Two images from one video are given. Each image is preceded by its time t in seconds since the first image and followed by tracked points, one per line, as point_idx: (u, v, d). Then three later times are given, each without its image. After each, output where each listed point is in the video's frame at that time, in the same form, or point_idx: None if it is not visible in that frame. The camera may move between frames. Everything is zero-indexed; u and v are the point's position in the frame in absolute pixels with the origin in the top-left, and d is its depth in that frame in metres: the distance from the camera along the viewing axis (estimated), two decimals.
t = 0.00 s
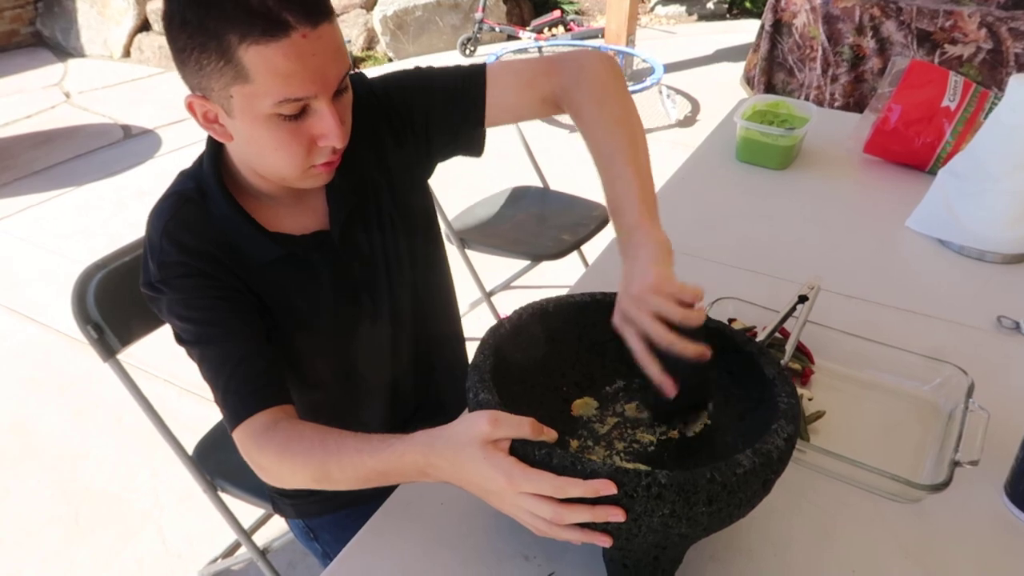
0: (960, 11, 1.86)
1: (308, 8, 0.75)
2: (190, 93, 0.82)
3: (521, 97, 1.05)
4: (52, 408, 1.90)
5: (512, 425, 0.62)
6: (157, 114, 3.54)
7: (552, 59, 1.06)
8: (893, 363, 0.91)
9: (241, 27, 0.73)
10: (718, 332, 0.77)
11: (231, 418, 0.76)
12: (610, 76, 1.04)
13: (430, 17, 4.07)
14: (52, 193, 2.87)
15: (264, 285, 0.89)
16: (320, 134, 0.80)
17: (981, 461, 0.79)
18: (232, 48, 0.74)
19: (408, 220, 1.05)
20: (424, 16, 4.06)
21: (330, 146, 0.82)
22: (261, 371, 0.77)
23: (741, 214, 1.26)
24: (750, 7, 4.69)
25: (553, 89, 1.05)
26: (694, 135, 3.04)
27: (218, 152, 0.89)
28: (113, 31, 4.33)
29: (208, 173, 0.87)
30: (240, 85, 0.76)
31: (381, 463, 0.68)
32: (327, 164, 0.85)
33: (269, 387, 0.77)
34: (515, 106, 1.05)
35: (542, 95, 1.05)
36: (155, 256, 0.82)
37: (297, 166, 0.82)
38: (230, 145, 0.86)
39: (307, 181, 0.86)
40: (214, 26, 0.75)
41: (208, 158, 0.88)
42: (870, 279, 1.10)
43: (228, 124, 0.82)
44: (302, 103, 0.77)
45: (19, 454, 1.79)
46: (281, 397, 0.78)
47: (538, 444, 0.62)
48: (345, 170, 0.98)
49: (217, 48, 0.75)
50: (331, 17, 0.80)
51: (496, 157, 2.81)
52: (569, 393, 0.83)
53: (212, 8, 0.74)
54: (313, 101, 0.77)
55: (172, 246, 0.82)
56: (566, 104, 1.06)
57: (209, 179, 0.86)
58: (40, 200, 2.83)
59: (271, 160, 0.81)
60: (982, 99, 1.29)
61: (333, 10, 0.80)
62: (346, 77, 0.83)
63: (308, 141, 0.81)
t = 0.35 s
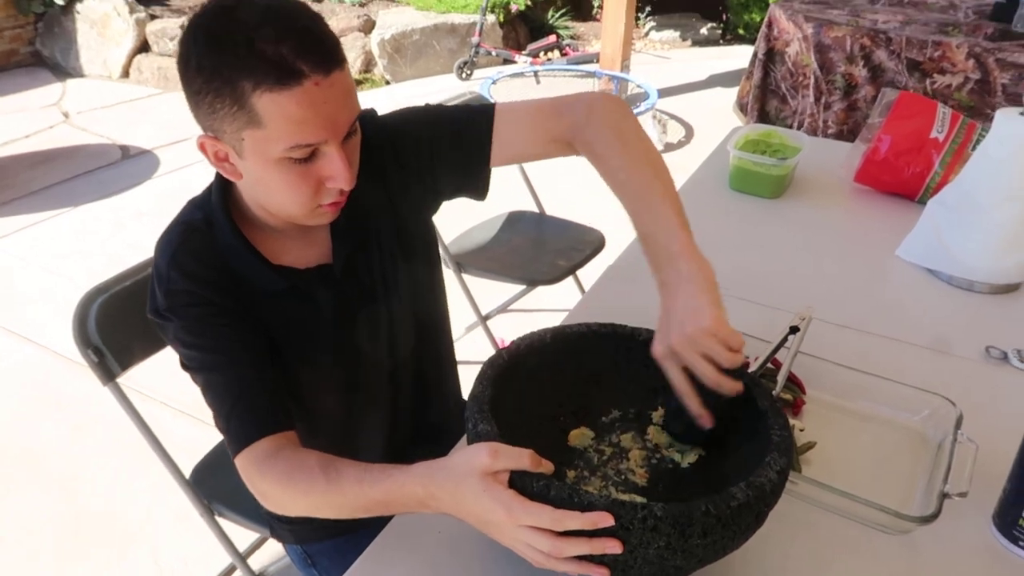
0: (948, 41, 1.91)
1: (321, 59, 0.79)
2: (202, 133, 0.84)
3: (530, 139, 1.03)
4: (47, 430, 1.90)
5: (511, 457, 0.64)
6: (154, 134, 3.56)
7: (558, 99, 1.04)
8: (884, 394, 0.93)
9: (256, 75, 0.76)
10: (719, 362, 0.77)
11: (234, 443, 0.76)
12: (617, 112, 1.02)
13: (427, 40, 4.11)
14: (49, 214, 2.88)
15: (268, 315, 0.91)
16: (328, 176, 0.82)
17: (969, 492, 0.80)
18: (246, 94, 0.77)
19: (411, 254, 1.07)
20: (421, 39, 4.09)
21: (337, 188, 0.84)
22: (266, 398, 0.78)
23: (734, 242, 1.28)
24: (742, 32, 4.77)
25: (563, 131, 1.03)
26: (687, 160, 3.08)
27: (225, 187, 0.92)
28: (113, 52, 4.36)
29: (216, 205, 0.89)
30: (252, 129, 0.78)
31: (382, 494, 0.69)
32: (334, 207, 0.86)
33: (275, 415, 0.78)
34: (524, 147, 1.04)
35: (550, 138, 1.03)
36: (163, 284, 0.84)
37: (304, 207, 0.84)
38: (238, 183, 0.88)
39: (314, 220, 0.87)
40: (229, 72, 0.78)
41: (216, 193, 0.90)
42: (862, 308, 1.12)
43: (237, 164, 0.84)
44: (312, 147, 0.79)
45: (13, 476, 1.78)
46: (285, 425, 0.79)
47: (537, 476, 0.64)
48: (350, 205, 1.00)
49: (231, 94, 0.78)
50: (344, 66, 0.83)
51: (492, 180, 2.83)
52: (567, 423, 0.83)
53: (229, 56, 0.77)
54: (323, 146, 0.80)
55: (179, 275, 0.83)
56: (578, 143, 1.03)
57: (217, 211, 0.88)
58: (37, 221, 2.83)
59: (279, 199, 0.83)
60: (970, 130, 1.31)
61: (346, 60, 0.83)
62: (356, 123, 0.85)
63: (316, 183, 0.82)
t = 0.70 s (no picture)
0: (936, 64, 1.94)
1: (319, 63, 0.79)
2: (196, 132, 0.85)
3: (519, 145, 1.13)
4: (33, 441, 1.88)
5: (503, 469, 0.63)
6: (147, 146, 3.56)
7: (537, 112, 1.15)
8: (876, 410, 0.93)
9: (252, 75, 0.77)
10: (716, 380, 0.79)
11: (223, 469, 0.75)
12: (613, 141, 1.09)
13: (421, 56, 4.14)
14: (40, 224, 2.87)
15: (259, 330, 0.90)
16: (320, 182, 0.82)
17: (960, 508, 0.80)
18: (240, 94, 0.77)
19: (404, 263, 1.07)
20: (415, 55, 4.12)
21: (328, 194, 0.84)
22: (256, 417, 0.78)
23: (726, 258, 1.29)
24: (734, 53, 4.83)
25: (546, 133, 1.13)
26: (679, 177, 3.10)
27: (219, 194, 0.92)
28: (107, 64, 4.37)
29: (207, 216, 0.88)
30: (245, 129, 0.79)
31: (373, 507, 0.69)
32: (325, 214, 0.86)
33: (266, 437, 0.77)
34: (506, 147, 1.12)
35: (531, 140, 1.13)
36: (151, 298, 0.83)
37: (295, 212, 0.84)
38: (230, 185, 0.88)
39: (306, 227, 0.87)
40: (225, 71, 0.78)
41: (207, 202, 0.89)
42: (853, 324, 1.12)
43: (229, 165, 0.84)
44: (304, 152, 0.80)
45: None
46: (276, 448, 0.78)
47: (528, 488, 0.63)
48: (344, 213, 1.00)
49: (226, 92, 0.78)
50: (341, 71, 0.83)
51: (485, 195, 2.84)
52: (559, 435, 0.82)
53: (225, 55, 0.78)
54: (317, 151, 0.80)
55: (169, 289, 0.82)
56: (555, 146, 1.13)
57: (208, 222, 0.88)
58: (26, 231, 2.82)
59: (269, 203, 0.83)
60: (958, 151, 1.33)
61: (344, 65, 0.84)
62: (351, 130, 0.86)
63: (308, 188, 0.82)
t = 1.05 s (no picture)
0: (939, 48, 1.93)
1: (309, 39, 0.79)
2: (192, 119, 0.85)
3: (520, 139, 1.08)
4: (36, 432, 1.88)
5: (501, 455, 0.63)
6: (147, 137, 3.55)
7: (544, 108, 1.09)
8: (878, 394, 0.93)
9: (242, 53, 0.76)
10: (716, 363, 0.78)
11: (227, 444, 0.76)
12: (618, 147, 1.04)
13: (421, 44, 4.12)
14: (40, 216, 2.86)
15: (263, 313, 0.90)
16: (316, 160, 0.81)
17: (963, 491, 0.80)
18: (232, 74, 0.77)
19: (405, 251, 1.06)
20: (415, 43, 4.10)
21: (326, 173, 0.83)
22: (260, 397, 0.78)
23: (727, 244, 1.28)
24: (735, 38, 4.80)
25: (548, 131, 1.07)
26: (681, 164, 3.09)
27: (219, 180, 0.91)
28: (105, 55, 4.35)
29: (210, 202, 0.88)
30: (239, 110, 0.78)
31: (373, 494, 0.69)
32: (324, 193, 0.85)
33: (270, 413, 0.78)
34: (511, 145, 1.08)
35: (535, 140, 1.08)
36: (157, 281, 0.83)
37: (293, 193, 0.83)
38: (228, 171, 0.88)
39: (305, 208, 0.86)
40: (216, 53, 0.78)
41: (211, 187, 0.89)
42: (854, 309, 1.12)
43: (226, 149, 0.84)
44: (298, 129, 0.79)
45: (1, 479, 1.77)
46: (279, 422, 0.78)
47: (526, 475, 0.63)
48: (344, 200, 0.99)
49: (218, 73, 0.78)
50: (333, 49, 0.83)
51: (485, 183, 2.83)
52: (558, 419, 0.82)
53: (215, 36, 0.78)
54: (310, 128, 0.79)
55: (174, 272, 0.83)
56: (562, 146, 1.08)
57: (211, 206, 0.88)
58: (27, 222, 2.81)
59: (267, 185, 0.82)
60: (962, 134, 1.32)
61: (335, 44, 0.84)
62: (346, 109, 0.85)
63: (305, 167, 0.81)
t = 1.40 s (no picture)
0: (943, 35, 1.91)
1: (321, 44, 0.78)
2: (197, 117, 0.83)
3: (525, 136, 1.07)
4: (36, 427, 1.88)
5: (504, 445, 0.62)
6: (145, 130, 3.54)
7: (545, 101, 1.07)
8: (881, 382, 0.92)
9: (253, 58, 0.75)
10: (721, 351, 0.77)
11: (227, 440, 0.75)
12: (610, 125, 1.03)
13: (419, 36, 4.10)
14: (39, 210, 2.86)
15: (262, 308, 0.89)
16: (325, 164, 0.81)
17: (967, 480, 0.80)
18: (242, 77, 0.76)
19: (408, 248, 1.06)
20: (413, 34, 4.08)
21: (333, 176, 0.83)
22: (260, 395, 0.77)
23: (730, 234, 1.27)
24: (736, 28, 4.78)
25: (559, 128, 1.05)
26: (681, 155, 3.08)
27: (222, 175, 0.91)
28: (101, 48, 4.33)
29: (211, 196, 0.87)
30: (248, 112, 0.77)
31: (376, 484, 0.68)
32: (330, 197, 0.85)
33: (272, 410, 0.77)
34: (515, 135, 1.07)
35: (541, 133, 1.06)
36: (154, 276, 0.82)
37: (299, 195, 0.83)
38: (233, 170, 0.87)
39: (310, 210, 0.86)
40: (226, 54, 0.77)
41: (213, 181, 0.89)
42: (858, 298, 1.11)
43: (232, 149, 0.83)
44: (308, 133, 0.78)
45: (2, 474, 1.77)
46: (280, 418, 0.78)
47: (530, 463, 0.63)
48: (348, 195, 0.99)
49: (227, 76, 0.77)
50: (344, 54, 0.82)
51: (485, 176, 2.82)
52: (562, 411, 0.82)
53: (225, 37, 0.77)
54: (320, 132, 0.78)
55: (172, 266, 0.82)
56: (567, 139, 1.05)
57: (211, 202, 0.87)
58: (25, 217, 2.81)
59: (273, 186, 0.82)
60: (966, 122, 1.30)
61: (346, 48, 0.83)
62: (354, 110, 0.84)
63: (312, 170, 0.81)
